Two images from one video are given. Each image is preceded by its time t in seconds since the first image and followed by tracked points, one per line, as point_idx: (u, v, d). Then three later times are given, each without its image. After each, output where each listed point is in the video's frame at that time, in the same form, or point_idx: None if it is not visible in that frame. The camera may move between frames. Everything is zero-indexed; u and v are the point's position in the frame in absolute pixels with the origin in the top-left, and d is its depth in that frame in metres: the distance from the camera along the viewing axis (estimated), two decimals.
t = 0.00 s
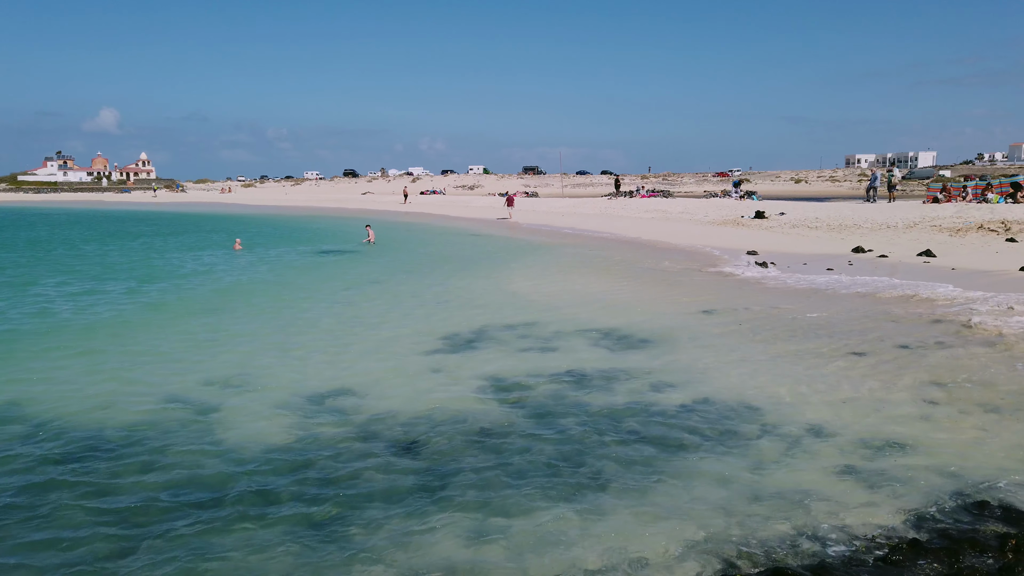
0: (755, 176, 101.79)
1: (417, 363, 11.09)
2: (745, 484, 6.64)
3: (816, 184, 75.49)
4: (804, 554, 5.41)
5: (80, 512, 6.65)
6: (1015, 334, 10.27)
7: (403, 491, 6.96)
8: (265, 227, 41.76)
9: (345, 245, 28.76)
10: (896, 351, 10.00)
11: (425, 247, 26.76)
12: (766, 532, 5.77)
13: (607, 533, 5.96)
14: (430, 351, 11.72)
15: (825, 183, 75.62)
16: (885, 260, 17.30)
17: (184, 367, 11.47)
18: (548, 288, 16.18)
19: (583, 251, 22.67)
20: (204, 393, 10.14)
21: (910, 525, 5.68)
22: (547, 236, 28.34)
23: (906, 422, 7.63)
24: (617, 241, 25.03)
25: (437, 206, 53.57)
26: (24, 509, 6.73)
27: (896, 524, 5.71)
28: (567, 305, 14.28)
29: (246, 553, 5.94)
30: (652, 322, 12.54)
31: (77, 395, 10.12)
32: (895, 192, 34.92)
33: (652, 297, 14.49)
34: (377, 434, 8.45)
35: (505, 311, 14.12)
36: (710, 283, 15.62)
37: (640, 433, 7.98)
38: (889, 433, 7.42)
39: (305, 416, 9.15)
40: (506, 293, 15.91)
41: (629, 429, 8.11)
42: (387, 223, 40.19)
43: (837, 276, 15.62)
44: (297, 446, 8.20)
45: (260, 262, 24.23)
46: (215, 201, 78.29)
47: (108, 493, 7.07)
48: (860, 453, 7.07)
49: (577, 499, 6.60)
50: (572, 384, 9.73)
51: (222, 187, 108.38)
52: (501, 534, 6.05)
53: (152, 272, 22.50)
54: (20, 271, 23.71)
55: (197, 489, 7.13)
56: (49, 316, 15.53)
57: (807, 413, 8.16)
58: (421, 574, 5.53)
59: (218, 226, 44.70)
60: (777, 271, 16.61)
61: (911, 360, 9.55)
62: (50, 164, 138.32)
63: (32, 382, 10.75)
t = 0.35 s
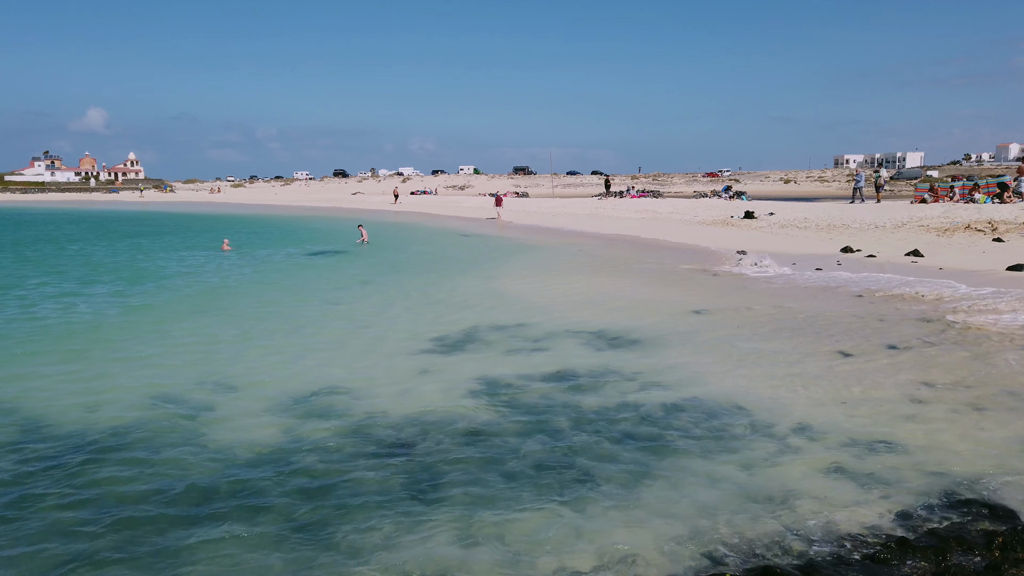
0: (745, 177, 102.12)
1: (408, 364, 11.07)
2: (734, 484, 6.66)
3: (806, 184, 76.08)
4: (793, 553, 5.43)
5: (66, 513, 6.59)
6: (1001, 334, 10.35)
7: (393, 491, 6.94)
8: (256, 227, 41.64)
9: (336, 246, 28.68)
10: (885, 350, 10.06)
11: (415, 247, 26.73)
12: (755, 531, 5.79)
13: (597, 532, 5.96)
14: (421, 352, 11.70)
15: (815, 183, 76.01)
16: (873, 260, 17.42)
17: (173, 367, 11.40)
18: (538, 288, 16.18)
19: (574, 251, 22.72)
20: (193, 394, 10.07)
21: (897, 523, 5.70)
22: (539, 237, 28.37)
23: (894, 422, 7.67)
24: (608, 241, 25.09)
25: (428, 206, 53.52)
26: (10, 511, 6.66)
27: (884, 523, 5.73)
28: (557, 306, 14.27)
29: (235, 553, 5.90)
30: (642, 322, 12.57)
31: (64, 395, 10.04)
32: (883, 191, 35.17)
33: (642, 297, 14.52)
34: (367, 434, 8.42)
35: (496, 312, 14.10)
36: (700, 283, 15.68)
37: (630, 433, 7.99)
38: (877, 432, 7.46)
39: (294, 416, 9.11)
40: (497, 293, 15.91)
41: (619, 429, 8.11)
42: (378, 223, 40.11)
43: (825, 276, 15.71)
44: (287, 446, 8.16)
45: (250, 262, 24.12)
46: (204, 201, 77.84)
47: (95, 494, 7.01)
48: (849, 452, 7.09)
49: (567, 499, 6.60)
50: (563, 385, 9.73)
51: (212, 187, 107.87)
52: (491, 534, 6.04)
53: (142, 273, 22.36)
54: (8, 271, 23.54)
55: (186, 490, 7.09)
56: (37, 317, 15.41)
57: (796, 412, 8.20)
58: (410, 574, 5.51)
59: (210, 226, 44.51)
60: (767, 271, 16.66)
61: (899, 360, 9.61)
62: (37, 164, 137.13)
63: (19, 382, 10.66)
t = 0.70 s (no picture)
0: (733, 177, 102.76)
1: (397, 365, 11.05)
2: (722, 483, 6.68)
3: (794, 184, 76.73)
4: (780, 551, 5.45)
5: (51, 515, 6.53)
6: (986, 333, 10.44)
7: (382, 492, 6.92)
8: (244, 228, 41.43)
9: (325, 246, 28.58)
10: (871, 349, 10.13)
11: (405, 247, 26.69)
12: (742, 530, 5.81)
13: (585, 532, 5.97)
14: (410, 352, 11.67)
15: (802, 183, 76.49)
16: (860, 259, 17.54)
17: (160, 368, 11.32)
18: (528, 289, 16.19)
19: (563, 251, 22.76)
20: (181, 395, 10.01)
21: (883, 522, 5.73)
22: (529, 237, 28.38)
23: (881, 421, 7.72)
24: (598, 241, 25.15)
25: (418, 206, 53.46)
26: None
27: (870, 521, 5.77)
28: (547, 306, 14.28)
29: (222, 555, 5.86)
30: (631, 322, 12.60)
31: (50, 397, 9.95)
32: (870, 191, 35.43)
33: (632, 297, 14.55)
34: (355, 435, 8.39)
35: (485, 312, 14.10)
36: (689, 283, 15.73)
37: (619, 433, 8.00)
38: (863, 431, 7.51)
39: (283, 417, 9.06)
40: (486, 294, 15.91)
41: (608, 429, 8.13)
42: (368, 224, 39.99)
43: (813, 275, 15.81)
44: (275, 447, 8.12)
45: (238, 263, 23.99)
46: (193, 202, 77.41)
47: (82, 495, 6.95)
48: (837, 451, 7.12)
49: (556, 499, 6.60)
50: (552, 385, 9.74)
51: (200, 187, 107.25)
52: (480, 534, 6.03)
53: (130, 274, 22.23)
54: None
55: (173, 491, 7.04)
56: (22, 318, 15.27)
57: (784, 412, 8.24)
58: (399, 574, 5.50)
59: (199, 226, 44.29)
60: (756, 271, 16.72)
61: (885, 359, 9.68)
62: (23, 164, 135.88)
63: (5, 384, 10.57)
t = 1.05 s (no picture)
0: (722, 177, 103.18)
1: (387, 366, 11.00)
2: (711, 483, 6.71)
3: (782, 184, 77.35)
4: (768, 550, 5.48)
5: (37, 518, 6.47)
6: (972, 332, 10.54)
7: (372, 492, 6.89)
8: (232, 228, 41.15)
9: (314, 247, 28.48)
10: (858, 348, 10.21)
11: (395, 248, 26.62)
12: (731, 529, 5.84)
13: (575, 532, 5.98)
14: (400, 353, 11.64)
15: (790, 184, 76.77)
16: (848, 259, 17.66)
17: (149, 369, 11.25)
18: (517, 289, 16.17)
19: (553, 251, 22.78)
20: (170, 395, 9.94)
21: (869, 520, 5.77)
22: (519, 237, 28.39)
23: (868, 419, 7.77)
24: (588, 241, 25.22)
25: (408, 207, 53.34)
26: None
27: (858, 519, 5.81)
28: (537, 307, 14.30)
29: (211, 556, 5.83)
30: (620, 322, 12.63)
31: (37, 399, 9.85)
32: (856, 190, 35.72)
33: (620, 297, 14.60)
34: (346, 436, 8.35)
35: (475, 312, 14.08)
36: (679, 283, 15.78)
37: (609, 433, 8.03)
38: (853, 430, 7.54)
39: (273, 418, 9.00)
40: (475, 294, 15.88)
41: (598, 429, 8.14)
42: (357, 224, 39.87)
43: (801, 275, 15.90)
44: (265, 448, 8.08)
45: (226, 263, 23.84)
46: (180, 202, 76.88)
47: (69, 497, 6.88)
48: (825, 450, 7.16)
49: (547, 499, 6.61)
50: (542, 386, 9.75)
51: (188, 188, 106.55)
52: (470, 534, 6.03)
53: (118, 274, 22.07)
54: None
55: (162, 493, 6.99)
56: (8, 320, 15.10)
57: (773, 411, 8.28)
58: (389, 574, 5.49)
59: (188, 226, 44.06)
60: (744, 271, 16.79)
61: (872, 358, 9.75)
62: (8, 164, 134.47)
63: None
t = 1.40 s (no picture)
0: (710, 177, 103.64)
1: (377, 366, 10.96)
2: (700, 483, 6.72)
3: (770, 184, 78.14)
4: (756, 548, 5.49)
5: (22, 523, 6.38)
6: (958, 331, 10.62)
7: (360, 494, 6.86)
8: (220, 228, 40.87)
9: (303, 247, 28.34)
10: (845, 348, 10.26)
11: (384, 248, 26.53)
12: (720, 528, 5.85)
13: (565, 533, 5.96)
14: (389, 353, 11.59)
15: (778, 184, 77.22)
16: (835, 259, 17.74)
17: (137, 370, 11.15)
18: (507, 289, 16.16)
19: (543, 251, 22.77)
20: (157, 397, 9.85)
21: (857, 518, 5.80)
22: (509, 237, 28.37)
23: (855, 418, 7.81)
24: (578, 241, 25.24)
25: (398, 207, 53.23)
26: None
27: (846, 518, 5.83)
28: (526, 307, 14.28)
29: (198, 559, 5.77)
30: (609, 322, 12.64)
31: (22, 401, 9.73)
32: (843, 189, 35.97)
33: (609, 297, 14.60)
34: (335, 437, 8.30)
35: (464, 313, 14.05)
36: (669, 283, 15.79)
37: (598, 433, 8.03)
38: (840, 429, 7.58)
39: (262, 419, 8.94)
40: (465, 294, 15.86)
41: (588, 430, 8.14)
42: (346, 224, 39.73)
43: (789, 275, 15.97)
44: (253, 449, 8.02)
45: (214, 264, 23.68)
46: (168, 202, 76.36)
47: (54, 501, 6.80)
48: (813, 449, 7.19)
49: (536, 500, 6.59)
50: (532, 386, 9.73)
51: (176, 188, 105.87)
52: (460, 536, 6.00)
53: (104, 275, 21.85)
54: None
55: (148, 495, 6.92)
56: None
57: (761, 411, 8.31)
58: None
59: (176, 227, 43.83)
60: (733, 271, 16.83)
61: (859, 357, 9.80)
62: None
63: None
